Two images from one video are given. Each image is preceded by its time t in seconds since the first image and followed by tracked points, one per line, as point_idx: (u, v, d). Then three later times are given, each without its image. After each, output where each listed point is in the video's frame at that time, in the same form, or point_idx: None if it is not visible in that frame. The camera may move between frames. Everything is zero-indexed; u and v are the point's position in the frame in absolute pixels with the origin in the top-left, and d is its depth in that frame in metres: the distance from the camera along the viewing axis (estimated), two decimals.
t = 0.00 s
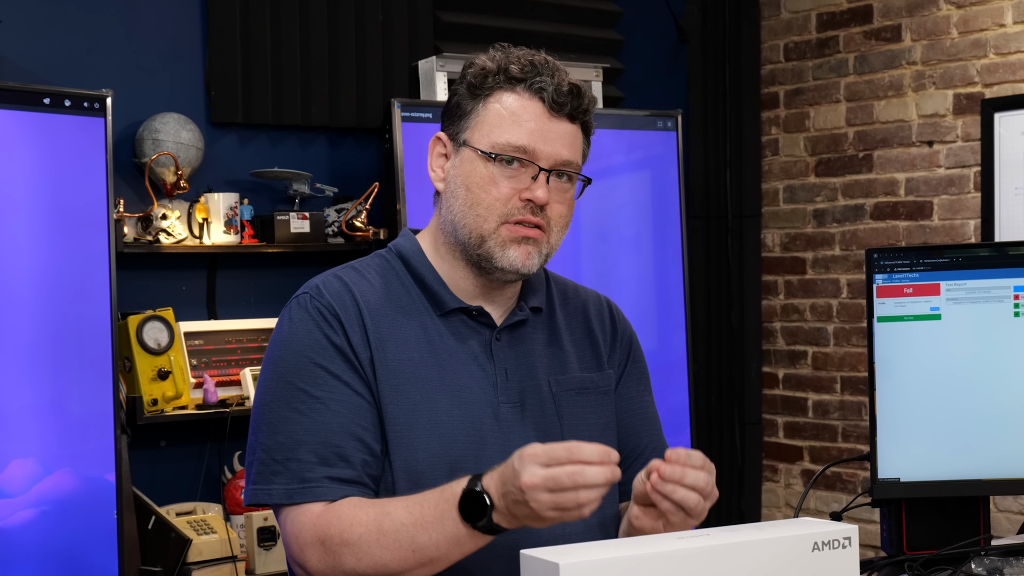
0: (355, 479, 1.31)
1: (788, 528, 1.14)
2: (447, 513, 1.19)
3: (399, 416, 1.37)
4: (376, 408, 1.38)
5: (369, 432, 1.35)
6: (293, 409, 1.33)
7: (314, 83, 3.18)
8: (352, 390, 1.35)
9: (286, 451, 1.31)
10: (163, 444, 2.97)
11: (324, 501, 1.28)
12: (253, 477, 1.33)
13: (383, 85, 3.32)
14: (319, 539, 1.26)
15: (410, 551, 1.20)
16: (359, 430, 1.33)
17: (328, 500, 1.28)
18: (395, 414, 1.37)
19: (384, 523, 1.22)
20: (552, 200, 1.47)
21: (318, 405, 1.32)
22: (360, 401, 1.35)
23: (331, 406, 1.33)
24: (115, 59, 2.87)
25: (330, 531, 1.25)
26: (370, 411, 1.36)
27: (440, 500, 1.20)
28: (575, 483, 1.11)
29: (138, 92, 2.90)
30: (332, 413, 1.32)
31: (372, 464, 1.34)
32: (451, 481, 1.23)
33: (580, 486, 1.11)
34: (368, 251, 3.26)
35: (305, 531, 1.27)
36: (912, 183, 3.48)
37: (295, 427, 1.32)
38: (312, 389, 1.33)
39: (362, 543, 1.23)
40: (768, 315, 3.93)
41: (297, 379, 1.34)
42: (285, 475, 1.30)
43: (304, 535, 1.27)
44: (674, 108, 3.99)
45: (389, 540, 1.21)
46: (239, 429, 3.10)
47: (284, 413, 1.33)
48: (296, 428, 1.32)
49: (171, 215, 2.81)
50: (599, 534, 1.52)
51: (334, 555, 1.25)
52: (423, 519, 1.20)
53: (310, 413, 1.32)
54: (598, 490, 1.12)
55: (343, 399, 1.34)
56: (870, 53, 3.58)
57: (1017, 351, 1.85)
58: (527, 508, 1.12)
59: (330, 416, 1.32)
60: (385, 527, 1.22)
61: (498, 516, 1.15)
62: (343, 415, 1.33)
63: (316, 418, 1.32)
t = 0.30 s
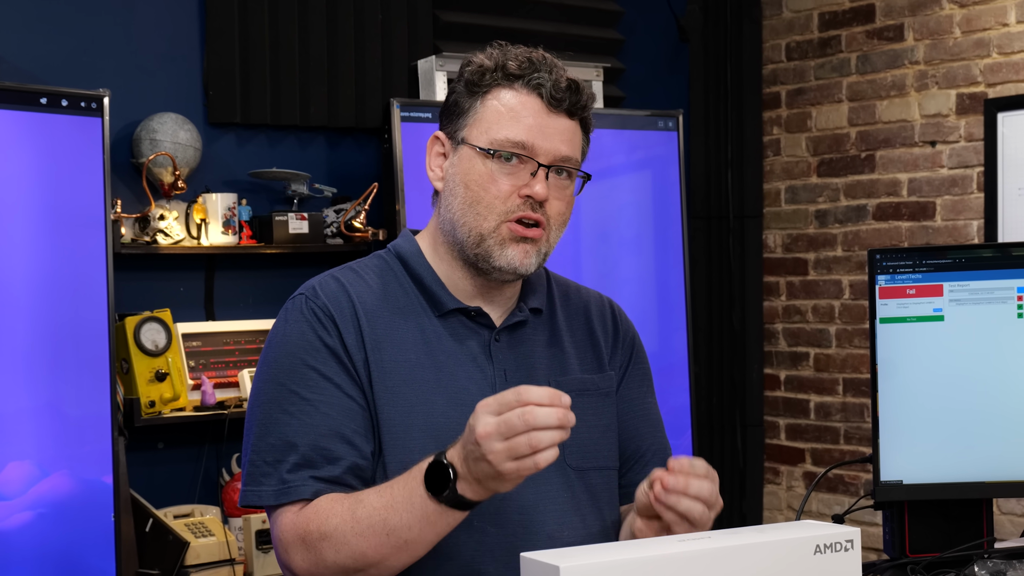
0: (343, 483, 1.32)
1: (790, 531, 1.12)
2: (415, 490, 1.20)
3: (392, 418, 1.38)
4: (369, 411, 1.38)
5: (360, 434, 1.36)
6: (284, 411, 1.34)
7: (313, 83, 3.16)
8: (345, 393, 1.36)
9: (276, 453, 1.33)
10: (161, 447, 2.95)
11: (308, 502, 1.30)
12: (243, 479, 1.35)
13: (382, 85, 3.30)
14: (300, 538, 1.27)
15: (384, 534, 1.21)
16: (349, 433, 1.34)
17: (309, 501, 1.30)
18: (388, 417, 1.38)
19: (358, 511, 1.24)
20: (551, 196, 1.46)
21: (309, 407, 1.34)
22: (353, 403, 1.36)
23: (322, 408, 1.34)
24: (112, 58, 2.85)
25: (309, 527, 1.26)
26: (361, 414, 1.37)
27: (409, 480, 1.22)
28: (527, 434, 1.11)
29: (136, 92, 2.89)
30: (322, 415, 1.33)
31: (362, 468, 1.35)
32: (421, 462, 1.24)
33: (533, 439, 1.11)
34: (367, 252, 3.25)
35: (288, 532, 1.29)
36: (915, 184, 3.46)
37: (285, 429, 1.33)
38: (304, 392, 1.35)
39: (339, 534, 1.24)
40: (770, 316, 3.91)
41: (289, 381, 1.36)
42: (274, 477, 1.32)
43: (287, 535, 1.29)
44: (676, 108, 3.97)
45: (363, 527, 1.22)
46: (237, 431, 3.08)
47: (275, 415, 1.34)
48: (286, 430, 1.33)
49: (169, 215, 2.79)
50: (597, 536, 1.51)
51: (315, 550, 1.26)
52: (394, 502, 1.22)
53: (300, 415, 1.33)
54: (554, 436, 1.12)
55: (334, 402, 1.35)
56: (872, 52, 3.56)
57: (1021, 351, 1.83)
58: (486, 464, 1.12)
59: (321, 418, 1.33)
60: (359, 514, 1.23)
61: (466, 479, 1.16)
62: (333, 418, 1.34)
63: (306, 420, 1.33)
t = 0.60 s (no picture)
0: (340, 490, 1.36)
1: (792, 533, 1.11)
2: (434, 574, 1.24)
3: (387, 424, 1.39)
4: (366, 415, 1.40)
5: (357, 441, 1.38)
6: (283, 418, 1.38)
7: (312, 83, 3.14)
8: (341, 400, 1.39)
9: (274, 460, 1.37)
10: (159, 449, 2.93)
11: (313, 517, 1.34)
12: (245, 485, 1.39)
13: (382, 85, 3.29)
14: (307, 560, 1.32)
15: None
16: (347, 440, 1.37)
17: (316, 516, 1.34)
18: (384, 422, 1.39)
19: (372, 565, 1.28)
20: (546, 192, 1.50)
21: (306, 414, 1.37)
22: (348, 410, 1.39)
23: (318, 416, 1.37)
24: (109, 58, 2.84)
25: (318, 557, 1.31)
26: (358, 419, 1.39)
27: (430, 559, 1.25)
28: None
29: (134, 92, 2.87)
30: (318, 423, 1.37)
31: (361, 473, 1.38)
32: (442, 539, 1.27)
33: None
34: (366, 253, 3.24)
35: (294, 548, 1.34)
36: (917, 185, 3.45)
37: (283, 436, 1.37)
38: (300, 399, 1.38)
39: None
40: (771, 317, 3.89)
41: (286, 388, 1.39)
42: (273, 484, 1.36)
43: (294, 552, 1.34)
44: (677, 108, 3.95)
45: None
46: (235, 433, 3.07)
47: (273, 422, 1.38)
48: (284, 438, 1.37)
49: (167, 216, 2.78)
50: (594, 540, 1.50)
51: None
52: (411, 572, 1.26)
53: (298, 422, 1.37)
54: None
55: (330, 408, 1.38)
56: (874, 52, 3.55)
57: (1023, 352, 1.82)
58: None
59: (317, 426, 1.37)
60: (374, 569, 1.28)
61: None
62: (330, 425, 1.37)
63: (304, 428, 1.37)
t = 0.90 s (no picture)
0: (337, 488, 1.34)
1: (793, 536, 1.10)
2: (426, 538, 1.21)
3: (386, 424, 1.38)
4: (364, 415, 1.39)
5: (355, 440, 1.37)
6: (280, 417, 1.36)
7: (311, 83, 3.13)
8: (339, 399, 1.37)
9: (271, 460, 1.35)
10: (156, 451, 2.92)
11: (308, 514, 1.32)
12: (240, 485, 1.36)
13: (381, 85, 3.27)
14: (302, 554, 1.30)
15: (388, 573, 1.24)
16: (346, 440, 1.36)
17: (310, 513, 1.32)
18: (382, 422, 1.38)
19: (364, 543, 1.26)
20: (546, 192, 1.48)
21: (304, 413, 1.35)
22: (347, 409, 1.37)
23: (317, 415, 1.35)
24: (107, 58, 2.82)
25: (312, 546, 1.29)
26: (356, 419, 1.38)
27: (420, 524, 1.23)
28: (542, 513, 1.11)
29: (132, 92, 2.86)
30: (317, 422, 1.35)
31: (357, 473, 1.36)
32: (432, 505, 1.25)
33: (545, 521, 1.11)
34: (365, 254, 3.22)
35: (289, 546, 1.31)
36: (920, 185, 3.43)
37: (281, 435, 1.35)
38: (299, 398, 1.36)
39: (343, 560, 1.27)
40: (773, 319, 3.87)
41: (284, 387, 1.37)
42: (270, 484, 1.34)
43: (289, 548, 1.31)
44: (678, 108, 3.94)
45: (369, 560, 1.25)
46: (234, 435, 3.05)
47: (270, 421, 1.36)
48: (282, 437, 1.35)
49: (164, 217, 2.76)
50: (594, 542, 1.49)
51: (317, 570, 1.29)
52: (402, 541, 1.23)
53: (296, 422, 1.35)
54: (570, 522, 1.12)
55: (328, 408, 1.36)
56: (876, 52, 3.53)
57: None
58: (500, 539, 1.13)
59: (316, 425, 1.35)
60: (366, 546, 1.26)
61: (474, 545, 1.18)
62: (327, 424, 1.35)
63: (301, 427, 1.35)
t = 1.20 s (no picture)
0: (338, 489, 1.32)
1: (795, 538, 1.08)
2: (432, 550, 1.19)
3: (386, 424, 1.37)
4: (364, 415, 1.38)
5: (356, 440, 1.35)
6: (280, 417, 1.34)
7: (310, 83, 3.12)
8: (340, 399, 1.36)
9: (271, 460, 1.33)
10: (154, 453, 2.90)
11: (309, 515, 1.30)
12: (239, 483, 1.35)
13: (380, 85, 3.25)
14: (304, 557, 1.28)
15: None
16: (346, 439, 1.34)
17: (311, 514, 1.30)
18: (384, 423, 1.37)
19: (369, 551, 1.24)
20: (546, 186, 1.47)
21: (305, 413, 1.34)
22: (347, 409, 1.36)
23: (317, 414, 1.34)
24: (104, 58, 2.81)
25: (314, 551, 1.27)
26: (356, 419, 1.36)
27: (426, 536, 1.20)
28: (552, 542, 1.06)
29: (129, 91, 2.84)
30: (318, 422, 1.34)
31: (358, 473, 1.35)
32: (438, 516, 1.23)
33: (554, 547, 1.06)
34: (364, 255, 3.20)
35: (291, 547, 1.30)
36: (922, 185, 3.42)
37: (281, 435, 1.33)
38: (299, 397, 1.35)
39: (346, 567, 1.24)
40: (775, 320, 3.85)
41: (284, 387, 1.36)
42: (270, 484, 1.32)
43: (290, 550, 1.30)
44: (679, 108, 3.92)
45: (372, 568, 1.23)
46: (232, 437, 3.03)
47: (270, 421, 1.34)
48: (282, 437, 1.33)
49: (162, 218, 2.74)
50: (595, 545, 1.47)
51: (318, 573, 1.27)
52: (407, 552, 1.21)
53: (296, 421, 1.34)
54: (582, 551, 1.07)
55: (328, 408, 1.35)
56: (879, 52, 3.52)
57: None
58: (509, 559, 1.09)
59: (316, 424, 1.33)
60: (370, 554, 1.23)
61: (482, 560, 1.14)
62: (328, 424, 1.34)
63: (302, 427, 1.33)
